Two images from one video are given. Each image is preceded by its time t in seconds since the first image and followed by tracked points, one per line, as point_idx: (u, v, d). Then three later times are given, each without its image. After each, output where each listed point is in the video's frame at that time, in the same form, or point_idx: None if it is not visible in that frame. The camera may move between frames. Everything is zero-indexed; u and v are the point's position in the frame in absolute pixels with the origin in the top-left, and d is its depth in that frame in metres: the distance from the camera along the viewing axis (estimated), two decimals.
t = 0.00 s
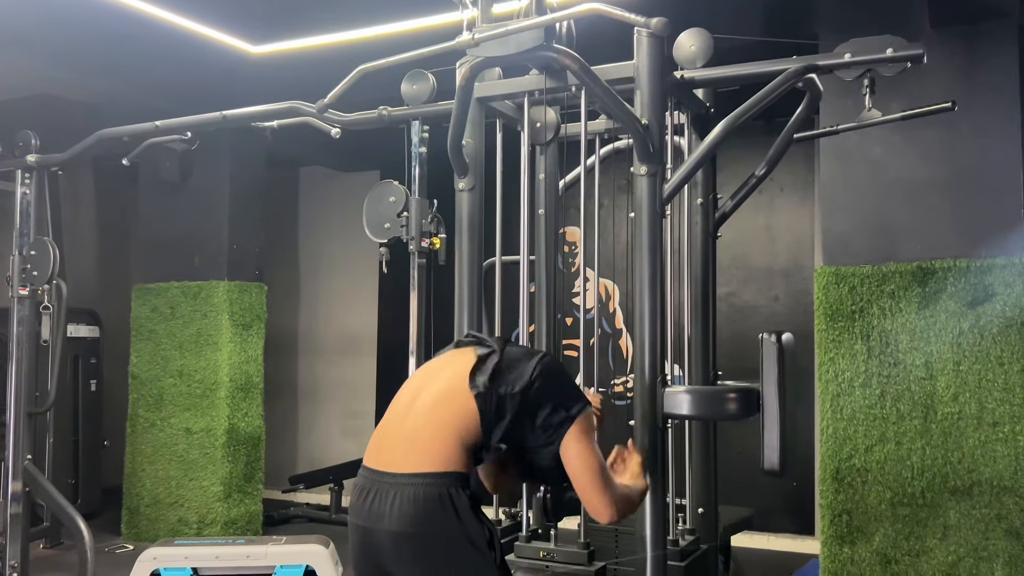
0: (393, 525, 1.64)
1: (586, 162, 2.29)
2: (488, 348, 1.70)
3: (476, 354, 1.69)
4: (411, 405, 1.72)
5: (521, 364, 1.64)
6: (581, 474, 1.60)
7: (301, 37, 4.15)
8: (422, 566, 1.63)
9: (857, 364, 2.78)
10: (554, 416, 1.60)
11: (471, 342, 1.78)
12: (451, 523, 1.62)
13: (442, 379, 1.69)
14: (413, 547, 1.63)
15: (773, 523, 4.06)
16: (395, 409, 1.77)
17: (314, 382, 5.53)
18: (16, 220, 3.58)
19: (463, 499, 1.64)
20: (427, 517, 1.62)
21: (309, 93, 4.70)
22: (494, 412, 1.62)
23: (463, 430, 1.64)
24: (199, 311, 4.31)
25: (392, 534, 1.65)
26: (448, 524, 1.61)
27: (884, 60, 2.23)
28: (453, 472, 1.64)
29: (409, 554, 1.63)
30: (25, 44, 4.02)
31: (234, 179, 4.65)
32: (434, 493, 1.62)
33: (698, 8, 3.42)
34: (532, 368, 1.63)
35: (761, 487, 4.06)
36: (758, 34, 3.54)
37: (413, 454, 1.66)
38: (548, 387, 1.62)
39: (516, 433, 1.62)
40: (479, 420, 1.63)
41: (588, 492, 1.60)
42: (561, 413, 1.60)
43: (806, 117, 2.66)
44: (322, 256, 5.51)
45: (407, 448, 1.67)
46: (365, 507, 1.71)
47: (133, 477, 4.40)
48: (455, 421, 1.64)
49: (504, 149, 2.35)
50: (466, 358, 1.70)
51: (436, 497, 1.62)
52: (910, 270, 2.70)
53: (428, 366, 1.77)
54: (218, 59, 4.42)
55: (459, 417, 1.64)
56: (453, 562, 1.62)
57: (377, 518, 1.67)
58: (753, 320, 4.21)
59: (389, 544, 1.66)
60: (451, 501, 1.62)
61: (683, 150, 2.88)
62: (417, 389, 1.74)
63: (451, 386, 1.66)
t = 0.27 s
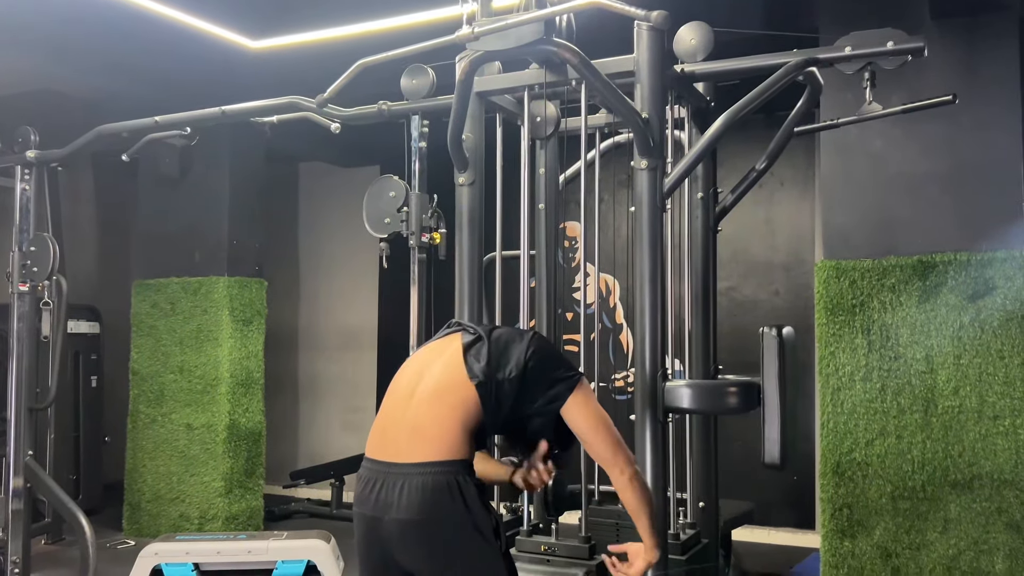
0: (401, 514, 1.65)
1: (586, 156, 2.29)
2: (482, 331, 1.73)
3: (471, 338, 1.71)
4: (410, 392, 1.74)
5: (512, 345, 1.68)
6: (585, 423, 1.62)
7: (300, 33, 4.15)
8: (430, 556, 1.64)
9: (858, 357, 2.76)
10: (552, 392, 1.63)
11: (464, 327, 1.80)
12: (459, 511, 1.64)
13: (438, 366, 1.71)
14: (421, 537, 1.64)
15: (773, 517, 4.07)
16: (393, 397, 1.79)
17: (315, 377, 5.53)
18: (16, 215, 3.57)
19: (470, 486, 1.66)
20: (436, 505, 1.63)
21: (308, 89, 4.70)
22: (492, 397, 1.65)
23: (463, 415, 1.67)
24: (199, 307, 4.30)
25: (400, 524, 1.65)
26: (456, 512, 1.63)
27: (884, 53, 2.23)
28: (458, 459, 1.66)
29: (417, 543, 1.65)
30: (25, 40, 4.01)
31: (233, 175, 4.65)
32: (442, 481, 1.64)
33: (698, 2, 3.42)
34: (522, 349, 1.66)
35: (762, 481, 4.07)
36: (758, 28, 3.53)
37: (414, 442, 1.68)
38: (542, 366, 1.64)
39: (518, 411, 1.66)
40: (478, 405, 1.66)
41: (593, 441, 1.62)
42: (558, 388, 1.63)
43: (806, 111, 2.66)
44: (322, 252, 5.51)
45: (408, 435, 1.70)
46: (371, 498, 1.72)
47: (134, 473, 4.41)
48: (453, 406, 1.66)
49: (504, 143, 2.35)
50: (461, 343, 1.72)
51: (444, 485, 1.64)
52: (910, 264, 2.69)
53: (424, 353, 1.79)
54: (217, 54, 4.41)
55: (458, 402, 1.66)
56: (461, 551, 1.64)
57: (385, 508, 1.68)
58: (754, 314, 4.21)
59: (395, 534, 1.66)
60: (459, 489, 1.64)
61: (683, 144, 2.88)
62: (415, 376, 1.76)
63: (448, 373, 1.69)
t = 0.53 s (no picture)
0: (405, 507, 1.66)
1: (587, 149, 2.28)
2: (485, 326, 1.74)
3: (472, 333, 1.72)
4: (412, 387, 1.75)
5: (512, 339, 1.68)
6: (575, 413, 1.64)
7: (300, 27, 4.14)
8: (433, 550, 1.64)
9: (859, 351, 2.71)
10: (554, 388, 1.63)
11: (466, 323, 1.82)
12: (463, 504, 1.64)
13: (440, 360, 1.72)
14: (424, 530, 1.64)
15: (774, 511, 4.07)
16: (395, 393, 1.79)
17: (315, 373, 5.53)
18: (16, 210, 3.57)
19: (474, 480, 1.66)
20: (439, 497, 1.64)
21: (308, 83, 4.69)
22: (493, 393, 1.66)
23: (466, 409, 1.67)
24: (200, 302, 4.30)
25: (403, 517, 1.66)
26: (459, 504, 1.64)
27: (885, 45, 2.23)
28: (461, 452, 1.67)
29: (421, 537, 1.65)
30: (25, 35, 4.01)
31: (233, 170, 4.64)
32: (445, 474, 1.65)
33: None
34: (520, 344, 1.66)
35: (763, 474, 4.07)
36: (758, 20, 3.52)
37: (417, 437, 1.69)
38: (541, 361, 1.65)
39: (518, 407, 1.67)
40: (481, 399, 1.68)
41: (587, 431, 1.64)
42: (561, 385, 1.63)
43: (807, 104, 2.65)
44: (322, 247, 5.51)
45: (410, 429, 1.71)
46: (374, 493, 1.72)
47: (136, 468, 4.41)
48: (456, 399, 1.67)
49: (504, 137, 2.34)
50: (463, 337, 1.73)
51: (448, 479, 1.64)
52: (911, 257, 2.63)
53: (426, 349, 1.80)
54: (216, 49, 4.40)
55: (460, 396, 1.67)
56: (464, 545, 1.64)
57: (388, 501, 1.69)
58: (754, 308, 4.20)
59: (399, 527, 1.67)
60: (463, 482, 1.65)
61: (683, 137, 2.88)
62: (417, 372, 1.77)
63: (450, 367, 1.70)
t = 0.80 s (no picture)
0: (408, 502, 1.66)
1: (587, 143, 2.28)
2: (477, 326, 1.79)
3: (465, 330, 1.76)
4: (405, 386, 1.76)
5: (508, 340, 1.74)
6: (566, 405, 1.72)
7: (299, 22, 4.14)
8: (439, 543, 1.64)
9: (860, 345, 2.68)
10: (552, 382, 1.72)
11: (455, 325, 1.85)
12: (466, 495, 1.64)
13: (434, 358, 1.75)
14: (429, 524, 1.64)
15: (775, 505, 4.08)
16: (387, 394, 1.80)
17: (316, 368, 5.54)
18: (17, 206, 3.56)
19: (475, 471, 1.66)
20: (442, 490, 1.64)
21: (308, 78, 4.68)
22: (494, 395, 1.70)
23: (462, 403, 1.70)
24: (201, 297, 4.31)
25: (407, 513, 1.66)
26: (461, 496, 1.63)
27: (887, 39, 2.23)
28: (457, 447, 1.67)
29: (425, 531, 1.65)
30: (24, 30, 4.01)
31: (233, 165, 4.64)
32: (446, 467, 1.65)
33: None
34: (517, 344, 1.73)
35: (765, 469, 4.07)
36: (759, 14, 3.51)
37: (412, 433, 1.69)
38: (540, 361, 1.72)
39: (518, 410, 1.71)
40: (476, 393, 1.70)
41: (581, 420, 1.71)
42: (560, 385, 1.71)
43: (807, 97, 2.65)
44: (323, 243, 5.51)
45: (406, 426, 1.71)
46: (376, 490, 1.72)
47: (138, 464, 4.42)
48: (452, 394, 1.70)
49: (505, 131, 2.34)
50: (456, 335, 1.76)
51: (449, 471, 1.65)
52: (913, 251, 2.61)
53: (416, 350, 1.82)
54: (216, 44, 4.40)
55: (456, 391, 1.70)
56: (469, 537, 1.64)
57: (391, 497, 1.69)
58: (755, 302, 4.20)
59: (402, 523, 1.66)
60: (464, 474, 1.65)
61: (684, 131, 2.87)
62: (409, 372, 1.78)
63: (445, 363, 1.72)
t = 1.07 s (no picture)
0: (402, 501, 1.66)
1: (588, 136, 2.28)
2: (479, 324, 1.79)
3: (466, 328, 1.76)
4: (404, 383, 1.77)
5: (508, 337, 1.74)
6: (566, 412, 1.74)
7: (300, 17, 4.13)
8: (433, 542, 1.64)
9: (862, 339, 2.67)
10: (553, 382, 1.72)
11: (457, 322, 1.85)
12: (459, 493, 1.64)
13: (434, 355, 1.75)
14: (422, 522, 1.64)
15: (777, 500, 4.08)
16: (387, 391, 1.81)
17: (318, 364, 5.54)
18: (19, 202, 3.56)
19: (469, 469, 1.67)
20: (435, 489, 1.64)
21: (309, 73, 4.67)
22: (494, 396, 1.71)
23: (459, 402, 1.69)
24: (203, 293, 4.31)
25: (400, 511, 1.66)
26: (456, 495, 1.64)
27: (889, 31, 2.23)
28: (453, 444, 1.67)
29: (419, 529, 1.65)
30: (26, 25, 4.00)
31: (235, 161, 4.63)
32: (440, 466, 1.65)
33: None
34: (517, 342, 1.73)
35: (766, 463, 4.08)
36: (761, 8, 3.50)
37: (410, 431, 1.70)
38: (541, 361, 1.72)
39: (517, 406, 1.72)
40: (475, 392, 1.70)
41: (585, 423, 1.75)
42: (560, 386, 1.72)
43: (809, 91, 2.65)
44: (324, 238, 5.51)
45: (404, 423, 1.71)
46: (369, 489, 1.72)
47: (140, 459, 4.43)
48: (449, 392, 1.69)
49: (507, 126, 2.34)
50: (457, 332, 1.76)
51: (443, 469, 1.65)
52: (915, 245, 2.60)
53: (418, 347, 1.83)
54: (217, 39, 4.39)
55: (454, 390, 1.70)
56: (463, 535, 1.64)
57: (384, 495, 1.68)
58: (758, 297, 4.20)
59: (397, 522, 1.66)
60: (458, 472, 1.65)
61: (686, 125, 2.87)
62: (409, 369, 1.79)
63: (445, 361, 1.72)
